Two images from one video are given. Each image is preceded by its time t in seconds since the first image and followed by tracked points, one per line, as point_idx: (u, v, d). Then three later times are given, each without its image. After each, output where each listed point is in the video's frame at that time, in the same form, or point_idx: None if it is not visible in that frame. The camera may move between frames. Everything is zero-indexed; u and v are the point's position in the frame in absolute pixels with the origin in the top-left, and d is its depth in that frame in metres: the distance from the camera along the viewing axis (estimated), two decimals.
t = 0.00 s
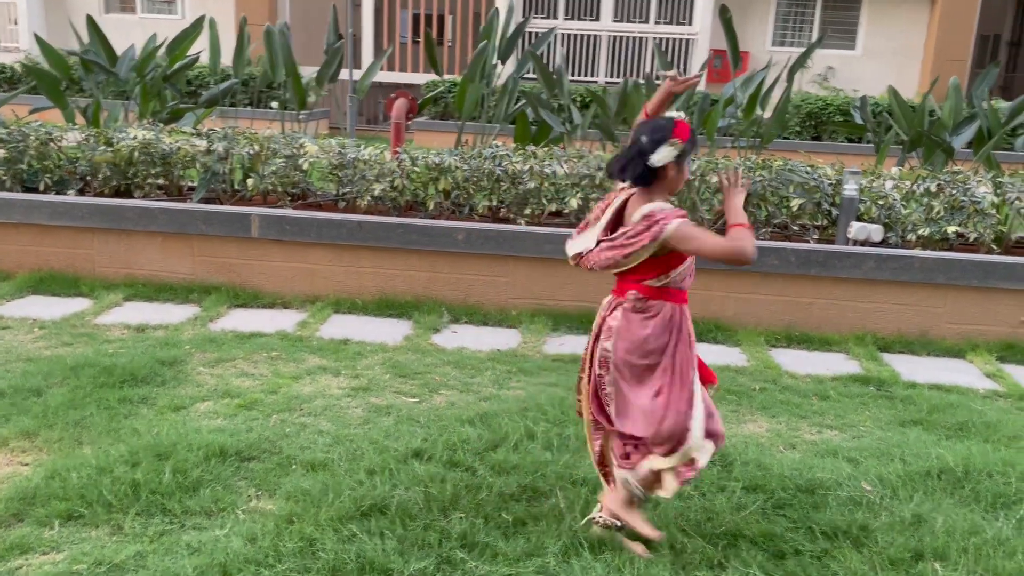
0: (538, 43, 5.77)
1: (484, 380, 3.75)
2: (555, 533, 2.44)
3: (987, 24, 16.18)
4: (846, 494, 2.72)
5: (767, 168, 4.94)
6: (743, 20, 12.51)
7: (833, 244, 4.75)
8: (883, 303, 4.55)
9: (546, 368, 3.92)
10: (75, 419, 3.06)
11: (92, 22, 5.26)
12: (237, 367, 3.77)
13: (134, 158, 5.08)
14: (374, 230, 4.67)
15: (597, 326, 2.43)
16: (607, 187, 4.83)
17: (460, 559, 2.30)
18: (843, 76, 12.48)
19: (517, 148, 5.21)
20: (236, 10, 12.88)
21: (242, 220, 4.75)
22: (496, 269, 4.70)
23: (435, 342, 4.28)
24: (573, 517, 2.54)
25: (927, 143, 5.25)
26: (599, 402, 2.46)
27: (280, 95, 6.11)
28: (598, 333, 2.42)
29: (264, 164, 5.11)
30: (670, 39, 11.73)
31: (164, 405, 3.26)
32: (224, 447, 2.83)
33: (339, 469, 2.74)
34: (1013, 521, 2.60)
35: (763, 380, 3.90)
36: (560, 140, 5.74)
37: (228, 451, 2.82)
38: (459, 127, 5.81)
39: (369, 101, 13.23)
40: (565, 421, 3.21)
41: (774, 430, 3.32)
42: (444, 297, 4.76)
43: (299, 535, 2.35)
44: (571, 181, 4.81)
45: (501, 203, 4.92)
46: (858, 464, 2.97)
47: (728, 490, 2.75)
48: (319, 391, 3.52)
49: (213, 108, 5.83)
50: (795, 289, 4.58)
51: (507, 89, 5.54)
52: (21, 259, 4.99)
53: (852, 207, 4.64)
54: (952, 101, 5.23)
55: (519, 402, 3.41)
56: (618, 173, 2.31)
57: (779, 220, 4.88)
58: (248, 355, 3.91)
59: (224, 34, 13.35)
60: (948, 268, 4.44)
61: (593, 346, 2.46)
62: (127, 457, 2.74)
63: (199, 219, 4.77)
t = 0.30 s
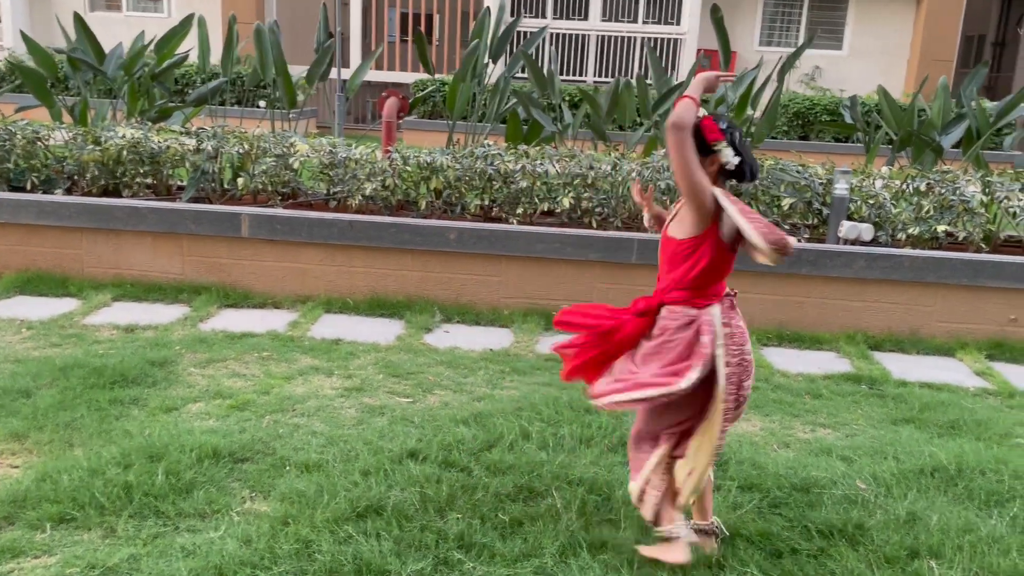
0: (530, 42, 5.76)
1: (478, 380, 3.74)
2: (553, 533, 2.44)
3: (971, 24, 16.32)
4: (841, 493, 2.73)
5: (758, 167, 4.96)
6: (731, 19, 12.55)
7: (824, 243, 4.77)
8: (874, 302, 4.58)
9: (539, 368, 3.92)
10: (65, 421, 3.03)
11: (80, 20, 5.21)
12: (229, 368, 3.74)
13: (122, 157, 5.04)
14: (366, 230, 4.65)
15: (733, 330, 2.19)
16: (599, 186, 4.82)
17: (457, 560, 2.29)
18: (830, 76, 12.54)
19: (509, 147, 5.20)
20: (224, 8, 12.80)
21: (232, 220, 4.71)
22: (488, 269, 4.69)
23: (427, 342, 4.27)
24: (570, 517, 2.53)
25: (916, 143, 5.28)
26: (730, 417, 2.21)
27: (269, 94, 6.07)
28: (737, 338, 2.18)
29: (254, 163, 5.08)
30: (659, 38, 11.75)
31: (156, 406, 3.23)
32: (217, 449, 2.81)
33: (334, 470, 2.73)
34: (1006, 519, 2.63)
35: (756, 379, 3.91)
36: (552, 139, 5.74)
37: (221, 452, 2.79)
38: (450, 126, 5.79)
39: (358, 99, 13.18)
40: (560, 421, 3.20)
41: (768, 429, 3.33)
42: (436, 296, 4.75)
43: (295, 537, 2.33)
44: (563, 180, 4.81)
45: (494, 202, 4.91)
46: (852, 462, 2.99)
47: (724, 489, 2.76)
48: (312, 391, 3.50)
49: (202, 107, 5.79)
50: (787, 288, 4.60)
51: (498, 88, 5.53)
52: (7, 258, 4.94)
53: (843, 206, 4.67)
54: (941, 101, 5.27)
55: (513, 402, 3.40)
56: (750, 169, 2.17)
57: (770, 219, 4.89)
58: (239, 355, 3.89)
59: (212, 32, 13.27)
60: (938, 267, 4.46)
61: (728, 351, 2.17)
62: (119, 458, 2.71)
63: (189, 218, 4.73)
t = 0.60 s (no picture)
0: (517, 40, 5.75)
1: (467, 380, 3.73)
2: (544, 532, 2.44)
3: (954, 24, 16.47)
4: (831, 491, 2.74)
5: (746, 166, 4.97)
6: (717, 19, 12.58)
7: (811, 242, 4.79)
8: (860, 300, 4.60)
9: (529, 367, 3.91)
10: (49, 423, 2.99)
11: (62, 18, 5.15)
12: (215, 368, 3.71)
13: (107, 156, 4.99)
14: (354, 230, 4.63)
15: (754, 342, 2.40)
16: (587, 185, 4.81)
17: (448, 561, 2.28)
18: (815, 75, 12.61)
19: (496, 146, 5.19)
20: (208, 6, 12.71)
21: (218, 220, 4.68)
22: (476, 268, 4.68)
23: (416, 342, 4.25)
24: (560, 516, 2.53)
25: (902, 142, 5.31)
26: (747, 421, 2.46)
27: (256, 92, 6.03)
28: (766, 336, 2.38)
29: (240, 162, 5.05)
30: (645, 38, 11.77)
31: (142, 407, 3.20)
32: (205, 450, 2.78)
33: (323, 471, 2.71)
34: (994, 516, 2.65)
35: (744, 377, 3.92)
36: (540, 138, 5.73)
37: (208, 454, 2.77)
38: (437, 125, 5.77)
39: (344, 98, 13.13)
40: (550, 420, 3.19)
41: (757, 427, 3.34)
42: (424, 296, 4.73)
43: (284, 539, 2.31)
44: (551, 179, 4.80)
45: (482, 201, 4.90)
46: (840, 460, 3.00)
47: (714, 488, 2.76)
48: (299, 392, 3.48)
49: (187, 106, 5.75)
50: (774, 286, 4.62)
51: (486, 87, 5.51)
52: None
53: (830, 205, 4.68)
54: (926, 100, 5.29)
55: (503, 402, 3.39)
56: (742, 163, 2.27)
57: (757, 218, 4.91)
58: (226, 355, 3.86)
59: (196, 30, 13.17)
60: (924, 265, 4.49)
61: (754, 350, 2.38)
62: (105, 461, 2.68)
63: (175, 218, 4.69)
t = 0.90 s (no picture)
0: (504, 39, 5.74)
1: (454, 379, 3.72)
2: (530, 531, 2.44)
3: (939, 23, 16.58)
4: (816, 488, 2.76)
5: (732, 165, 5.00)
6: (703, 18, 12.62)
7: (796, 240, 4.80)
8: (846, 298, 4.63)
9: (516, 366, 3.91)
10: (33, 424, 2.97)
11: (45, 16, 5.11)
12: (201, 369, 3.69)
13: (91, 155, 4.95)
14: (340, 229, 4.61)
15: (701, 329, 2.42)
16: (574, 184, 4.81)
17: (434, 561, 2.28)
18: (801, 74, 12.67)
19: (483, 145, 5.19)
20: (194, 5, 12.64)
21: (204, 219, 4.65)
22: (463, 267, 4.67)
23: (403, 341, 4.24)
24: (547, 514, 2.53)
25: (887, 140, 5.35)
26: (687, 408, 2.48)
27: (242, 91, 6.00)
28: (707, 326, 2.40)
29: (225, 161, 5.02)
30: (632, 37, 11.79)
31: (127, 408, 3.18)
32: (190, 451, 2.76)
33: (309, 471, 2.70)
34: (978, 512, 2.67)
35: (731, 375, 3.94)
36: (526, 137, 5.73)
37: (194, 455, 2.75)
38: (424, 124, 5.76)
39: (331, 97, 13.09)
40: (537, 419, 3.20)
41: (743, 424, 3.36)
42: (411, 295, 4.72)
43: (269, 539, 2.30)
44: (538, 178, 4.80)
45: (468, 200, 4.90)
46: (826, 457, 3.02)
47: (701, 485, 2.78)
48: (286, 392, 3.46)
49: (172, 104, 5.71)
50: (761, 284, 4.64)
51: (472, 86, 5.49)
52: None
53: (815, 203, 4.70)
54: (909, 100, 5.32)
55: (490, 401, 3.39)
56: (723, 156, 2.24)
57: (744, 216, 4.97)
58: (212, 356, 3.84)
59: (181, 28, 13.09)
60: (908, 263, 4.52)
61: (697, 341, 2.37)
62: (89, 462, 2.66)
63: (159, 218, 4.66)
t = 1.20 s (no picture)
0: (490, 38, 5.73)
1: (440, 379, 3.71)
2: (513, 531, 2.43)
3: (926, 23, 16.67)
4: (800, 486, 2.77)
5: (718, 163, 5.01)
6: (691, 17, 12.65)
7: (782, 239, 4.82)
8: (831, 296, 4.64)
9: (502, 365, 3.90)
10: (13, 426, 2.94)
11: (27, 15, 5.07)
12: (184, 369, 3.67)
13: (74, 155, 4.92)
14: (326, 229, 4.59)
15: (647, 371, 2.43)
16: (561, 183, 4.80)
17: (417, 561, 2.27)
18: (788, 73, 12.72)
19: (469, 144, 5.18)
20: (180, 4, 12.56)
21: (188, 220, 4.62)
22: (449, 267, 4.66)
23: (389, 341, 4.23)
24: (531, 514, 2.53)
25: (871, 139, 5.33)
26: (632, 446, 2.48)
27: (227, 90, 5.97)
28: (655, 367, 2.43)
29: (210, 160, 5.00)
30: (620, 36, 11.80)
31: (109, 409, 3.16)
32: (172, 452, 2.74)
33: (292, 472, 2.68)
34: (960, 509, 2.68)
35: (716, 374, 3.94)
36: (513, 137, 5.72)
37: (176, 456, 2.73)
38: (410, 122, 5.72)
39: (319, 96, 13.05)
40: (522, 419, 3.19)
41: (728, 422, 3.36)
42: (398, 295, 4.71)
43: (251, 541, 2.28)
44: (524, 177, 4.80)
45: (455, 199, 4.88)
46: (810, 455, 3.03)
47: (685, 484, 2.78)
48: (270, 392, 3.45)
49: (156, 104, 5.67)
50: (747, 283, 4.65)
51: (459, 85, 5.48)
52: None
53: (800, 202, 4.73)
54: (895, 99, 5.36)
55: (475, 400, 3.38)
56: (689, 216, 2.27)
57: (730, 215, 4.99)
58: (196, 356, 3.81)
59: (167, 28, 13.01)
60: (893, 261, 4.54)
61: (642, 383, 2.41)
62: (70, 464, 2.64)
63: (143, 218, 4.63)
